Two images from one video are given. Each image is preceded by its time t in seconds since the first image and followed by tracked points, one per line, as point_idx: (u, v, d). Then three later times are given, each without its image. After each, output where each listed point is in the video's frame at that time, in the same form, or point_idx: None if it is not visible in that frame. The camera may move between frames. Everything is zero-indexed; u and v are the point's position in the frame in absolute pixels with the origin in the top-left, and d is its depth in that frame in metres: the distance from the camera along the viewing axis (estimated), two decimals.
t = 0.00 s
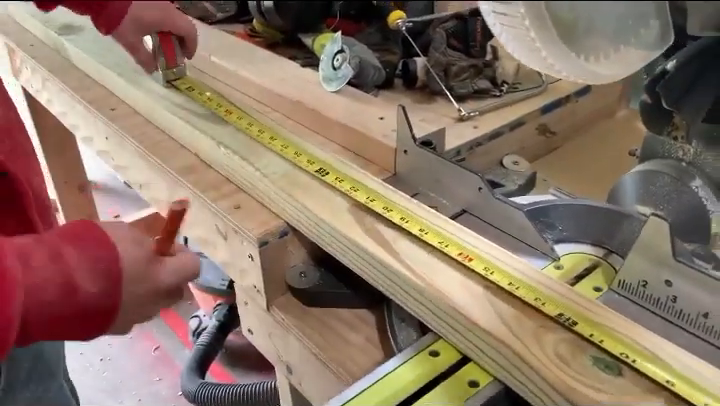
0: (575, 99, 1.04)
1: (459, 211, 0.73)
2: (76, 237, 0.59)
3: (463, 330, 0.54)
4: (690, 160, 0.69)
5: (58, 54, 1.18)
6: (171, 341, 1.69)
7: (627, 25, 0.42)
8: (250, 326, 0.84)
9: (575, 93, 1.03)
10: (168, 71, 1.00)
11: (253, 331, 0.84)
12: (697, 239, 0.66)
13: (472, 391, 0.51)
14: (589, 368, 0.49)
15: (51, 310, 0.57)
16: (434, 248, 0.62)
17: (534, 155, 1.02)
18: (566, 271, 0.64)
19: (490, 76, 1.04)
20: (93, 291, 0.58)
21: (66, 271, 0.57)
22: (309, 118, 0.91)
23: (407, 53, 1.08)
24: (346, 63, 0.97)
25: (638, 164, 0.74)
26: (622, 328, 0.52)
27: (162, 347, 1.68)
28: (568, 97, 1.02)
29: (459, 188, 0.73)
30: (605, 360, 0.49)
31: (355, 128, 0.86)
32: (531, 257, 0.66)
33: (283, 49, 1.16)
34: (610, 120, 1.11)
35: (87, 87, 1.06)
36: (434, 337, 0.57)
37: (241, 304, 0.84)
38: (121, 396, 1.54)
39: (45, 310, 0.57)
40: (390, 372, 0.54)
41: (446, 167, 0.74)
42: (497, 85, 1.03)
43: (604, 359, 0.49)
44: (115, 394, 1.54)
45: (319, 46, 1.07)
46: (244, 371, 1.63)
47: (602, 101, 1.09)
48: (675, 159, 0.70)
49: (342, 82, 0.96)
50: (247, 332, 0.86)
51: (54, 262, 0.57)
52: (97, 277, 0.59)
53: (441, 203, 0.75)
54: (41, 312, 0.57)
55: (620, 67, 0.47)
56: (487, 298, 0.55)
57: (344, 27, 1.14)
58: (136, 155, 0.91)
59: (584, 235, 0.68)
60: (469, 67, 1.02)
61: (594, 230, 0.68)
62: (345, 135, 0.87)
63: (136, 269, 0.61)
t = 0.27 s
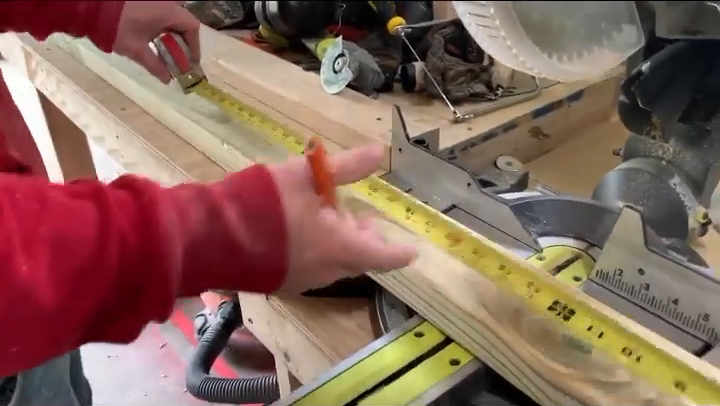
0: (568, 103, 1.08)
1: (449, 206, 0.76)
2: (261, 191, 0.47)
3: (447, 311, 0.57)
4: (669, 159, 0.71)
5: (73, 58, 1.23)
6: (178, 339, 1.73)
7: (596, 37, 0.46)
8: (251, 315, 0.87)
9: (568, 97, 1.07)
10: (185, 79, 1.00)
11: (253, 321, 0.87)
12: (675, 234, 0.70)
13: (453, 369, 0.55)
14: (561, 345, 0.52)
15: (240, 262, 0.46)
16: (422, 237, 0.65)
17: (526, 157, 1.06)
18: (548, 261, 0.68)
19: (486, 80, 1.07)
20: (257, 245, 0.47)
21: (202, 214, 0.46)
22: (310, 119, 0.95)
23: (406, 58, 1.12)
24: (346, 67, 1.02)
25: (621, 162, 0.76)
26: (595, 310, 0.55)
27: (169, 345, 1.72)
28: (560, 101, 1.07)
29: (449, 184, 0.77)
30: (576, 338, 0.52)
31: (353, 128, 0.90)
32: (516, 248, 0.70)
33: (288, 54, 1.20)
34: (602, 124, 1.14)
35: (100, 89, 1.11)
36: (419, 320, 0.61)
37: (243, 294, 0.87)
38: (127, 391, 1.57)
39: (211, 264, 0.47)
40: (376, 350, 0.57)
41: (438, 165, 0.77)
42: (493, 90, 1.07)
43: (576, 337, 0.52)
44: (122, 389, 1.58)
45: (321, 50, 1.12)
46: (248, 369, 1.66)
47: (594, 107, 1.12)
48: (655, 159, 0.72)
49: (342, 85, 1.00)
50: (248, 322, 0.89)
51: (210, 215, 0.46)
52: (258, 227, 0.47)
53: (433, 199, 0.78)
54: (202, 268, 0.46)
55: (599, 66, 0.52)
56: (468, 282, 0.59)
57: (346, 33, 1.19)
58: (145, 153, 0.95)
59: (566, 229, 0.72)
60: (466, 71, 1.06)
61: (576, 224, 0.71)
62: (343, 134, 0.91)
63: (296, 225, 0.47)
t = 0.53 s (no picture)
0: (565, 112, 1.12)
1: (443, 205, 0.81)
2: (248, 150, 0.49)
3: (433, 296, 0.62)
4: (650, 162, 0.76)
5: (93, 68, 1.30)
6: (187, 341, 1.78)
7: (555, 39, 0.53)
8: (256, 308, 0.92)
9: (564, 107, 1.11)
10: (156, 106, 0.91)
11: (258, 313, 0.93)
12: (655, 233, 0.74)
13: (438, 349, 0.60)
14: (534, 325, 0.56)
15: (227, 217, 0.48)
16: (414, 229, 0.71)
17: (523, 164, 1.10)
18: (533, 255, 0.72)
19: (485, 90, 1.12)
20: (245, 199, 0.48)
21: (190, 171, 0.49)
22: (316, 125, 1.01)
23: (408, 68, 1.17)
24: (351, 75, 1.07)
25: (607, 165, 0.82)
26: (568, 295, 0.59)
27: (178, 346, 1.77)
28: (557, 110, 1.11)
29: (443, 185, 0.82)
30: (549, 319, 0.57)
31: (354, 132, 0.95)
32: (504, 244, 0.74)
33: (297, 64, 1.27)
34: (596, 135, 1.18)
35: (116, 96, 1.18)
36: (410, 307, 0.66)
37: (248, 288, 0.93)
38: (137, 389, 1.63)
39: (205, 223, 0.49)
40: (370, 331, 0.63)
41: (433, 166, 0.82)
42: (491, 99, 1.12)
43: (549, 318, 0.57)
44: (132, 387, 1.63)
45: (327, 60, 1.19)
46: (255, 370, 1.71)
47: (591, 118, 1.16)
48: (638, 162, 0.77)
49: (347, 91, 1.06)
50: (254, 315, 0.95)
51: (198, 171, 0.49)
52: (244, 181, 0.49)
53: (428, 198, 0.83)
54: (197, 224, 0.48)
55: (564, 64, 0.60)
56: (454, 270, 0.64)
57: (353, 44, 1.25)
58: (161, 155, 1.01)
59: (551, 227, 0.77)
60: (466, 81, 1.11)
61: (561, 222, 0.76)
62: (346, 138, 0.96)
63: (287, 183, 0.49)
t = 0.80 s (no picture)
0: (563, 140, 1.17)
1: (442, 222, 0.87)
2: (137, 119, 0.59)
3: (426, 302, 0.68)
4: (634, 185, 0.81)
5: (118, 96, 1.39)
6: (199, 359, 1.83)
7: (538, 68, 0.62)
8: (266, 318, 0.98)
9: (561, 135, 1.17)
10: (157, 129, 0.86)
11: (268, 324, 0.98)
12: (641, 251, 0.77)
13: (430, 350, 0.65)
14: (518, 328, 0.62)
15: (135, 175, 0.57)
16: (412, 243, 0.76)
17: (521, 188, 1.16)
18: (523, 269, 0.78)
19: (486, 118, 1.19)
20: (150, 159, 0.58)
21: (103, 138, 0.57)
22: (326, 149, 1.08)
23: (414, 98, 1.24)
24: (359, 103, 1.15)
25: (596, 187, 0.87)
26: (551, 303, 0.65)
27: (190, 364, 1.82)
28: (554, 139, 1.17)
29: (442, 204, 0.88)
30: (531, 323, 0.62)
31: (362, 156, 1.02)
32: (496, 258, 0.80)
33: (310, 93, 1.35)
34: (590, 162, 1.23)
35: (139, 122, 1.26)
36: (406, 313, 0.72)
37: (259, 299, 0.99)
38: None
39: (126, 176, 0.57)
40: (368, 333, 0.68)
41: (433, 187, 0.89)
42: (492, 127, 1.19)
43: (530, 322, 0.62)
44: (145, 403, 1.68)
45: (337, 90, 1.28)
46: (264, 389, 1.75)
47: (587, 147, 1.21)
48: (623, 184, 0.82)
49: (354, 119, 1.15)
50: (263, 325, 1.00)
51: (109, 137, 0.57)
52: (148, 143, 0.58)
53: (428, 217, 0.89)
54: (115, 184, 0.57)
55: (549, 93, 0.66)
56: (447, 279, 0.70)
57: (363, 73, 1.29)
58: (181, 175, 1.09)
59: (541, 243, 0.82)
60: (469, 110, 1.18)
61: (550, 239, 0.81)
62: (354, 161, 1.03)
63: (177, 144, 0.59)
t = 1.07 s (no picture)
0: (571, 201, 1.23)
1: (456, 276, 0.94)
2: (170, 186, 0.67)
3: (440, 348, 0.76)
4: (633, 244, 0.84)
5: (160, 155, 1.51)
6: None
7: (534, 143, 0.75)
8: (292, 363, 1.06)
9: (569, 197, 1.22)
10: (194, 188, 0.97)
11: (294, 369, 1.06)
12: (636, 306, 0.79)
13: (443, 392, 0.73)
14: (521, 372, 0.69)
15: (185, 231, 0.65)
16: (428, 294, 0.85)
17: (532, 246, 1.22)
18: (529, 320, 0.85)
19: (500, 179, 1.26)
20: (195, 219, 0.65)
21: (158, 200, 0.64)
22: (350, 207, 1.17)
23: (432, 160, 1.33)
24: (381, 165, 1.27)
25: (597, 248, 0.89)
26: (551, 350, 0.72)
27: None
28: (562, 200, 1.23)
29: (456, 259, 0.96)
30: (533, 368, 0.69)
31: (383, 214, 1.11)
32: (505, 309, 0.87)
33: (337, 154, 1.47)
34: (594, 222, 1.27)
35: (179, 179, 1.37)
36: (421, 359, 0.79)
37: (286, 346, 1.06)
38: None
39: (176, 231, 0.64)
40: (387, 375, 0.76)
41: (448, 243, 0.97)
42: (504, 187, 1.26)
43: (533, 367, 0.70)
44: None
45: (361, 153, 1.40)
46: None
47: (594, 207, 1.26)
48: (622, 244, 0.85)
49: (377, 179, 1.27)
50: (289, 370, 1.08)
51: (155, 200, 0.64)
52: (186, 206, 0.65)
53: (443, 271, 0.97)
54: (165, 238, 0.63)
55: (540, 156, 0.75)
56: (459, 327, 0.77)
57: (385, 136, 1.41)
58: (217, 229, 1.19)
59: (546, 298, 0.89)
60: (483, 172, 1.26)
61: (554, 293, 0.89)
62: (376, 219, 1.12)
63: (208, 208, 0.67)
